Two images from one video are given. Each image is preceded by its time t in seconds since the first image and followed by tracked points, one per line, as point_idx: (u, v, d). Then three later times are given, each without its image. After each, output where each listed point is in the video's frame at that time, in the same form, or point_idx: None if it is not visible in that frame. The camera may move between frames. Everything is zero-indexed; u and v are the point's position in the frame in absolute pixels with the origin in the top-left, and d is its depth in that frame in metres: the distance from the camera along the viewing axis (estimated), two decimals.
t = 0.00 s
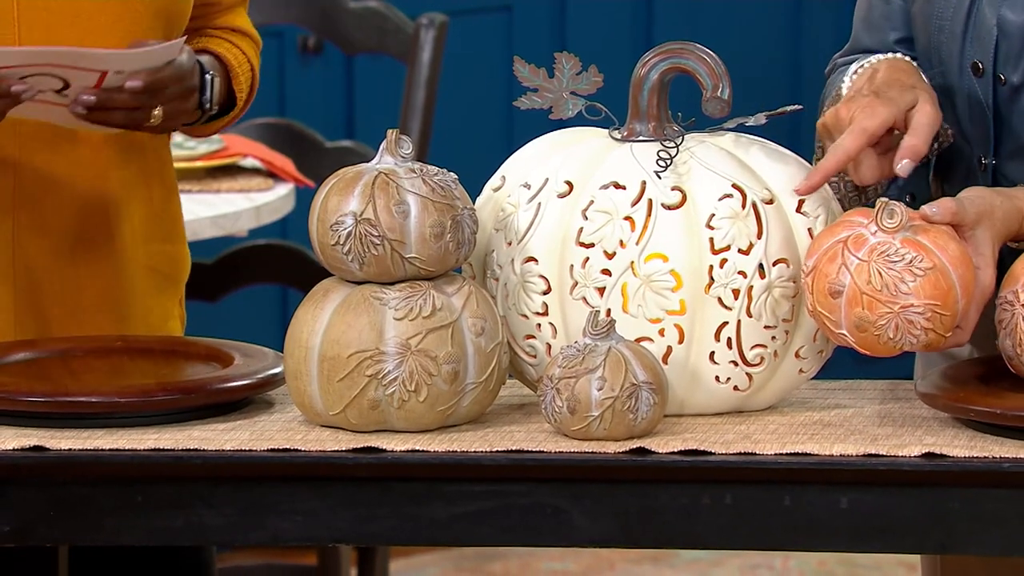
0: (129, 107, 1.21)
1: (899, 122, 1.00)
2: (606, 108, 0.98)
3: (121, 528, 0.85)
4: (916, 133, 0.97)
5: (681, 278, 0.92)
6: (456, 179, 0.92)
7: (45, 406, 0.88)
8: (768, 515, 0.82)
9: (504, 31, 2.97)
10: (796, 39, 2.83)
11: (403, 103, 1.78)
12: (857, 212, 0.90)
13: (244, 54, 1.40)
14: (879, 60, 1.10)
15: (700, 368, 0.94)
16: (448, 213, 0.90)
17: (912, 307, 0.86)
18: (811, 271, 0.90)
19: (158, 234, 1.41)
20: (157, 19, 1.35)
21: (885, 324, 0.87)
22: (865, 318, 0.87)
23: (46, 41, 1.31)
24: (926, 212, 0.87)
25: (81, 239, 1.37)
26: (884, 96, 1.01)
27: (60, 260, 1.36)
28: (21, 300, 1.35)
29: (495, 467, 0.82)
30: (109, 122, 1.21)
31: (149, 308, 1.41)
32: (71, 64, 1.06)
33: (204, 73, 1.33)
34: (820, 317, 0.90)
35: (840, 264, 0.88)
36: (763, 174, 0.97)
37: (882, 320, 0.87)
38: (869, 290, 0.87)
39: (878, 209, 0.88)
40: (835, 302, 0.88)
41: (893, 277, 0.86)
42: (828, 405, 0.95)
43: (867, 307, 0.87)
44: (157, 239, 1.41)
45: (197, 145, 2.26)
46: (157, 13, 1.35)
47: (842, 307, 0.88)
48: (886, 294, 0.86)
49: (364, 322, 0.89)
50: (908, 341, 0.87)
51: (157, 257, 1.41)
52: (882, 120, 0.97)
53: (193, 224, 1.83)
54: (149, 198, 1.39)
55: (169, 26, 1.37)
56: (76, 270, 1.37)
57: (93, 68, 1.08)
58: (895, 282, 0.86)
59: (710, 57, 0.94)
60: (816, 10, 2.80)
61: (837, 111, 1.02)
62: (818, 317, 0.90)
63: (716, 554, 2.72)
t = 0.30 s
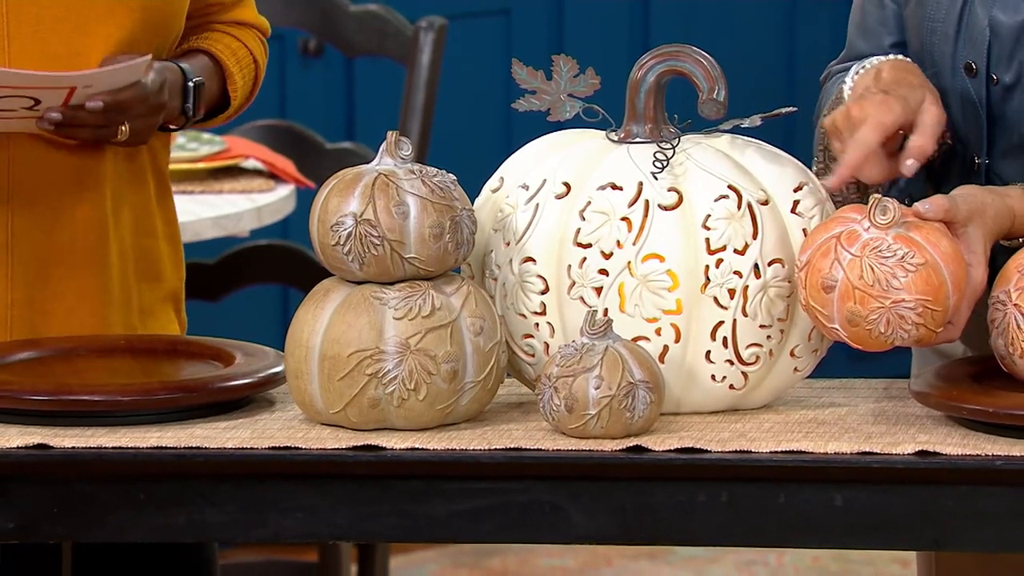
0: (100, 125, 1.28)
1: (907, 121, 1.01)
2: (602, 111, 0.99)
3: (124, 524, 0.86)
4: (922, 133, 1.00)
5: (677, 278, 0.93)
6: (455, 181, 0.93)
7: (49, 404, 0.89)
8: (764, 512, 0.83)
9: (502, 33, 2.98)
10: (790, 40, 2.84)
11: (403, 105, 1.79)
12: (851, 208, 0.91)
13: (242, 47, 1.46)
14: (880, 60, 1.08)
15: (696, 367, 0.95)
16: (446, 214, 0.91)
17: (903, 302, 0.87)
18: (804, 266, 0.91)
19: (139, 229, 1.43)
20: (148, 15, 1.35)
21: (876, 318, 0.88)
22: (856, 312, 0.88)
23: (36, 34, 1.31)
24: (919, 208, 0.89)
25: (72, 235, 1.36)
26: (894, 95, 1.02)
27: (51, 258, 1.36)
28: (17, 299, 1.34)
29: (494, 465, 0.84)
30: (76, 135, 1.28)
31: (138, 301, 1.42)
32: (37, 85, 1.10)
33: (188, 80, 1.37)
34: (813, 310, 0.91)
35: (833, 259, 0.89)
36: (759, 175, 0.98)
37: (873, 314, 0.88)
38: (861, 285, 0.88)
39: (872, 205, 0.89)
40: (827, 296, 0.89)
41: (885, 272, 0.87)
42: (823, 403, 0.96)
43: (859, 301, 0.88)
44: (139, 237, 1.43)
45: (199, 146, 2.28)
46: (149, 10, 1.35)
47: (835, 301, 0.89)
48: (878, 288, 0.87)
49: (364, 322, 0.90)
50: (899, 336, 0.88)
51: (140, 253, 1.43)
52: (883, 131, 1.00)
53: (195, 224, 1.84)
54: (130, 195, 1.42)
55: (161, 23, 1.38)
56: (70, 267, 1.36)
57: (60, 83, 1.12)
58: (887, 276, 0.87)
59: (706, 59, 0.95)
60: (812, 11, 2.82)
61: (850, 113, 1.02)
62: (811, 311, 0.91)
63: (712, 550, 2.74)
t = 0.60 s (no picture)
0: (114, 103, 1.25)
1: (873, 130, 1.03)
2: (601, 114, 1.00)
3: (128, 521, 0.87)
4: (894, 143, 1.01)
5: (674, 278, 0.94)
6: (455, 182, 0.94)
7: (53, 402, 0.90)
8: (760, 509, 0.84)
9: (501, 35, 2.98)
10: (787, 41, 2.88)
11: (403, 107, 1.80)
12: (848, 211, 0.93)
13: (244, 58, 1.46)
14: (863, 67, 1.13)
15: (693, 366, 0.96)
16: (446, 214, 0.92)
17: (900, 305, 0.88)
18: (804, 268, 0.92)
19: (143, 233, 1.42)
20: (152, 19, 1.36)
21: (873, 321, 0.89)
22: (854, 315, 0.89)
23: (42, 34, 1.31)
24: (916, 211, 0.89)
25: (73, 241, 1.37)
26: (862, 104, 1.05)
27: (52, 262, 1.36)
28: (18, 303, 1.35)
29: (493, 463, 0.84)
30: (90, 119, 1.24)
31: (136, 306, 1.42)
32: (36, 58, 1.12)
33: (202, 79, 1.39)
34: (810, 312, 0.92)
35: (831, 263, 0.90)
36: (756, 176, 0.99)
37: (871, 317, 0.89)
38: (859, 288, 0.89)
39: (869, 208, 0.90)
40: (825, 299, 0.90)
41: (882, 275, 0.88)
42: (819, 402, 0.97)
43: (857, 305, 0.89)
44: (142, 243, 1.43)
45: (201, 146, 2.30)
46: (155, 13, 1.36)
47: (832, 304, 0.90)
48: (875, 292, 0.88)
49: (364, 321, 0.91)
50: (895, 338, 0.89)
51: (143, 258, 1.42)
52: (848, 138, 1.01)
53: (196, 224, 1.85)
54: (139, 203, 1.42)
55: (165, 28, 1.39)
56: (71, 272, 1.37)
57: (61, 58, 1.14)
58: (884, 280, 0.88)
59: (703, 61, 0.96)
60: (808, 12, 2.85)
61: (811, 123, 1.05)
62: (810, 314, 0.92)
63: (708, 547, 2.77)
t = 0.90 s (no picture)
0: (167, 131, 1.31)
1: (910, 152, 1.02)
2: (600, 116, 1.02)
3: (131, 518, 0.88)
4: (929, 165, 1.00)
5: (671, 278, 0.95)
6: (454, 183, 0.95)
7: (57, 401, 0.91)
8: (755, 507, 0.85)
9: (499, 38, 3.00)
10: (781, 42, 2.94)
11: (404, 109, 1.82)
12: (840, 214, 0.94)
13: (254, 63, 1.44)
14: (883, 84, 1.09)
15: (689, 365, 0.97)
16: (446, 215, 0.93)
17: (891, 309, 0.89)
18: (796, 271, 0.93)
19: (148, 237, 1.44)
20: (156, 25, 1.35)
21: (865, 324, 0.90)
22: (846, 319, 0.90)
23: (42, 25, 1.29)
24: (907, 214, 0.91)
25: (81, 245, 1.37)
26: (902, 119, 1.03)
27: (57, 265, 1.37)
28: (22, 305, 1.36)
29: (492, 461, 0.85)
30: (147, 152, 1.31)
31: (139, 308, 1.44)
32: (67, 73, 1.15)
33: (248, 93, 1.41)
34: (803, 315, 0.93)
35: (823, 266, 0.91)
36: (751, 177, 1.00)
37: (862, 320, 0.90)
38: (851, 292, 0.90)
39: (862, 212, 0.91)
40: (817, 302, 0.91)
41: (874, 280, 0.89)
42: (813, 400, 0.98)
43: (849, 309, 0.90)
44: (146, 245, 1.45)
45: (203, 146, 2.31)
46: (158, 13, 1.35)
47: (825, 307, 0.91)
48: (867, 296, 0.89)
49: (365, 321, 0.92)
50: (887, 341, 0.91)
51: (148, 262, 1.45)
52: (885, 156, 1.00)
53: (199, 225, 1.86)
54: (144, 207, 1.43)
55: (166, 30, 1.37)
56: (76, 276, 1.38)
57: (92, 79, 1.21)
58: (876, 284, 0.89)
59: (699, 64, 0.97)
60: (804, 15, 2.92)
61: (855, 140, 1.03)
62: (802, 315, 0.94)
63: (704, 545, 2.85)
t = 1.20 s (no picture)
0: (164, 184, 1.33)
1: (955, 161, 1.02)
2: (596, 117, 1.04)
3: (133, 516, 0.89)
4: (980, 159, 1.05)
5: (667, 278, 0.96)
6: (453, 184, 0.96)
7: (60, 400, 0.92)
8: (750, 504, 0.86)
9: (498, 40, 3.02)
10: (777, 43, 2.97)
11: (403, 111, 1.82)
12: (835, 218, 0.95)
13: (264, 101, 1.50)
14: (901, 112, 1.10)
15: (685, 364, 0.98)
16: (444, 215, 0.94)
17: (883, 318, 0.90)
18: (791, 274, 0.95)
19: (151, 242, 1.47)
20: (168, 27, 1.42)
21: (856, 333, 0.91)
22: (838, 326, 0.92)
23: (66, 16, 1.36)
24: (902, 221, 0.91)
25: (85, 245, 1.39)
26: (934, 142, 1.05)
27: (61, 266, 1.39)
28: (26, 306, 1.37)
29: (489, 459, 0.86)
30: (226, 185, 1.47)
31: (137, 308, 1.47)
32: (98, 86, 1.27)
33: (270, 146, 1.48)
34: (797, 319, 0.95)
35: (818, 272, 0.92)
36: (746, 179, 1.01)
37: (854, 329, 0.91)
38: (843, 300, 0.91)
39: (857, 220, 0.92)
40: (811, 308, 0.93)
41: (866, 289, 0.90)
42: (807, 399, 0.99)
43: (841, 316, 0.91)
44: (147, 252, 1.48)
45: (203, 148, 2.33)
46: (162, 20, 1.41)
47: (816, 313, 0.93)
48: (859, 304, 0.90)
49: (364, 321, 0.93)
50: (878, 347, 0.92)
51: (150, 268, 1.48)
52: (1011, 136, 1.02)
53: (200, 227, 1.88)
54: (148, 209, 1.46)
55: (170, 35, 1.43)
56: (79, 278, 1.39)
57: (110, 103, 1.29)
58: (868, 294, 0.90)
59: (694, 66, 0.98)
60: (799, 17, 2.96)
61: (941, 84, 1.03)
62: (795, 319, 0.95)
63: (700, 543, 2.93)
